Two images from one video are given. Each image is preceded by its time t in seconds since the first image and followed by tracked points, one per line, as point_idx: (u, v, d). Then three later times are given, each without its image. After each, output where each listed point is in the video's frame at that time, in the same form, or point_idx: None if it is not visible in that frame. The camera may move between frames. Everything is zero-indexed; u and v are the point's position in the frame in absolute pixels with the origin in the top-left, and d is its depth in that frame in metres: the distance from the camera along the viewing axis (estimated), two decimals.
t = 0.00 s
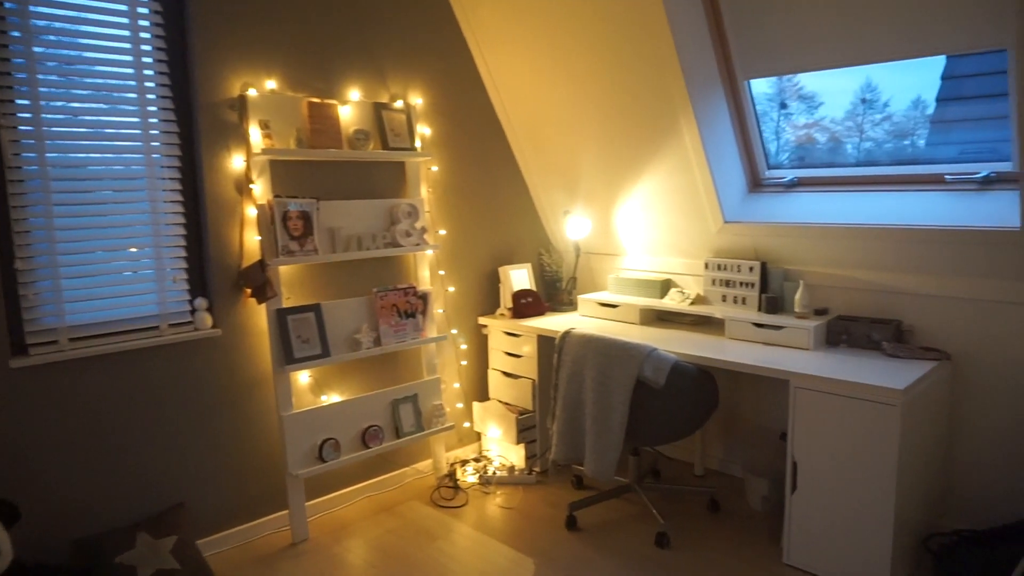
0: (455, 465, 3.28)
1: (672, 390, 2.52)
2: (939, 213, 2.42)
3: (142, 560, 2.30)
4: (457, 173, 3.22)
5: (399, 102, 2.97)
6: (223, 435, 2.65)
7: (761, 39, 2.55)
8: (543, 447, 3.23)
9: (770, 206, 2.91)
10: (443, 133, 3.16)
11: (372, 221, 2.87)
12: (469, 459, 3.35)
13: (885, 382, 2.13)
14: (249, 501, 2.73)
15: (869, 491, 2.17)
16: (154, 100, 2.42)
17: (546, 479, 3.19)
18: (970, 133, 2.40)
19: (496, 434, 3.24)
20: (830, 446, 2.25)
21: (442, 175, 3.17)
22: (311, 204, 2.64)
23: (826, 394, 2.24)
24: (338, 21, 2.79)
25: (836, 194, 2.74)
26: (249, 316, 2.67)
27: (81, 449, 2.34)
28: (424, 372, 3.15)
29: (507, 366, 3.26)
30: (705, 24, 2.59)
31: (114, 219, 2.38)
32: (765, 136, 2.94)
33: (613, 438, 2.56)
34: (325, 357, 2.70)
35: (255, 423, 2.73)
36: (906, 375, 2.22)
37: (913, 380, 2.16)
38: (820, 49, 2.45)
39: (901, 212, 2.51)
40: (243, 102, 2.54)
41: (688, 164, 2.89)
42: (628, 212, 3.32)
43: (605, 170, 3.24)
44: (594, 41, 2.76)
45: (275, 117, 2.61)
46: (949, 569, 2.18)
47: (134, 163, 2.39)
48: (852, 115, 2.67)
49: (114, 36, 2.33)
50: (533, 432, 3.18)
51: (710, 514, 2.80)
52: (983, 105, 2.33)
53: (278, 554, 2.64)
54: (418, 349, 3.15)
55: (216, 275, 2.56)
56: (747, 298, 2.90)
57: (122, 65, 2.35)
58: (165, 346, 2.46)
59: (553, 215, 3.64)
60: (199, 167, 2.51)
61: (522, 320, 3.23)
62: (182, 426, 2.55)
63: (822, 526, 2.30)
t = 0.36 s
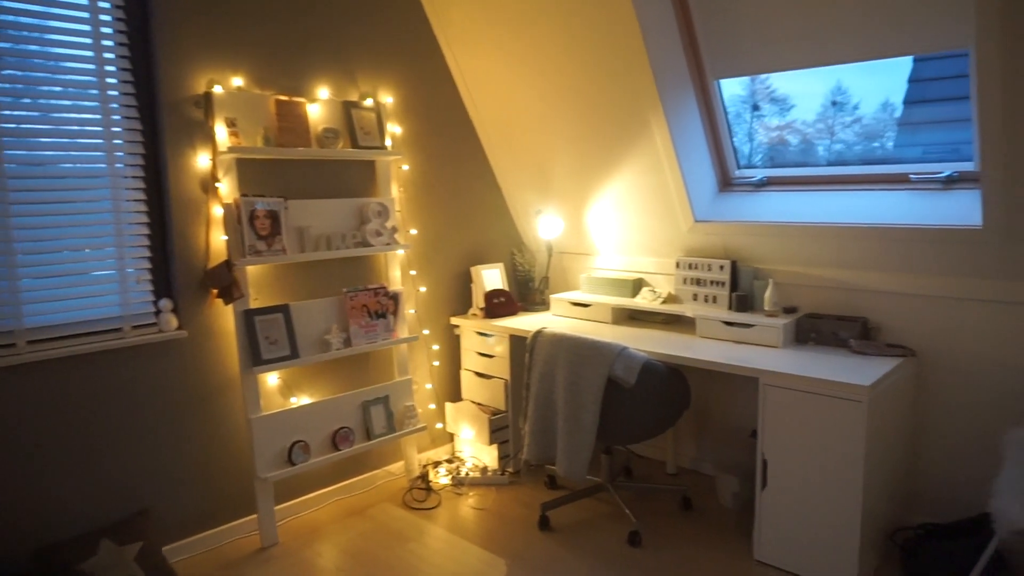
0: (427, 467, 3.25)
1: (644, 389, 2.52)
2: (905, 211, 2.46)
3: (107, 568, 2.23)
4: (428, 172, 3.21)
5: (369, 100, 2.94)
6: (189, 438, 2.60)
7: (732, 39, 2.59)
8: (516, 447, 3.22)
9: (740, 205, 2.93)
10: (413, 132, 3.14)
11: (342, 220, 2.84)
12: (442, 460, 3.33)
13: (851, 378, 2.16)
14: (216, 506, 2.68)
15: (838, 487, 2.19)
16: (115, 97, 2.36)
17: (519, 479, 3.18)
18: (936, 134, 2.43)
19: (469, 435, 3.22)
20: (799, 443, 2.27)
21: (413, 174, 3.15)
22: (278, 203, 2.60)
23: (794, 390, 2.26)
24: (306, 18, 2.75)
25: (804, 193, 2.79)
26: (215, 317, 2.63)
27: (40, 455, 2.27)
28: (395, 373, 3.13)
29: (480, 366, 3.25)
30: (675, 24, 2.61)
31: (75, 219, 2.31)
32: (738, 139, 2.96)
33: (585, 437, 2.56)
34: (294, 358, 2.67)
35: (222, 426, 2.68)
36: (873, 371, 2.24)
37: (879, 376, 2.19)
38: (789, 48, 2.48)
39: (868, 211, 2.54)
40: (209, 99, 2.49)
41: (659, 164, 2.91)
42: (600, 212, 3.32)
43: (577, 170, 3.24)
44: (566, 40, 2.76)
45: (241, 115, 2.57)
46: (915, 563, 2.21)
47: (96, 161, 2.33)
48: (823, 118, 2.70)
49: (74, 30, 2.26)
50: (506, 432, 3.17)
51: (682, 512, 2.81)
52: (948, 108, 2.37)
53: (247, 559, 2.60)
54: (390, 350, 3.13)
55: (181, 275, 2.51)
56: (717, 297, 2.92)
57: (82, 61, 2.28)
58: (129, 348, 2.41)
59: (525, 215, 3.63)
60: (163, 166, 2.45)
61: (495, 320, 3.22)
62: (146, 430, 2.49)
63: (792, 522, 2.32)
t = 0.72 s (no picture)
0: (399, 469, 3.23)
1: (616, 388, 2.53)
2: (870, 210, 2.49)
3: None
4: (397, 172, 3.18)
5: (337, 99, 2.91)
6: (153, 444, 2.54)
7: (702, 37, 2.62)
8: (488, 448, 3.20)
9: (709, 205, 2.96)
10: (383, 131, 3.12)
11: (310, 220, 2.81)
12: (414, 462, 3.31)
13: (819, 375, 2.18)
14: (182, 512, 2.63)
15: (806, 482, 2.21)
16: (74, 94, 2.30)
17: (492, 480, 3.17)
18: (900, 135, 2.48)
19: (441, 437, 3.21)
20: (768, 440, 2.29)
21: (383, 174, 3.12)
22: (245, 203, 2.56)
23: (763, 388, 2.28)
24: (272, 15, 2.71)
25: (772, 192, 2.82)
26: (180, 320, 2.57)
27: None
28: (366, 375, 3.09)
29: (451, 367, 3.23)
30: (643, 24, 2.63)
31: (32, 219, 2.24)
32: (708, 140, 2.98)
33: (557, 437, 2.55)
34: (261, 361, 2.62)
35: (188, 430, 2.62)
36: (839, 368, 2.27)
37: (846, 372, 2.22)
38: (758, 47, 2.51)
39: (834, 210, 2.58)
40: (172, 96, 2.43)
41: (629, 164, 2.92)
42: (571, 212, 3.33)
43: (548, 169, 3.24)
44: (536, 39, 2.75)
45: (206, 112, 2.51)
46: (882, 557, 2.24)
47: (54, 160, 2.27)
48: (792, 120, 2.73)
49: (30, 25, 2.20)
50: (478, 433, 3.16)
51: (654, 510, 2.82)
52: (912, 109, 2.42)
53: (214, 566, 2.54)
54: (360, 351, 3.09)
55: (144, 277, 2.45)
56: (688, 296, 2.95)
57: (39, 56, 2.22)
58: (90, 352, 2.34)
59: (496, 215, 3.62)
60: (125, 165, 2.39)
61: (466, 320, 3.20)
62: (108, 436, 2.42)
63: (761, 518, 2.34)
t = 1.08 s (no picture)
0: (367, 474, 3.18)
1: (586, 388, 2.52)
2: (836, 210, 2.52)
3: None
4: (364, 171, 3.13)
5: (302, 97, 2.85)
6: (111, 452, 2.45)
7: (670, 38, 2.63)
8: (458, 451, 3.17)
9: (678, 204, 2.97)
10: (350, 130, 3.07)
11: (274, 221, 2.74)
12: (383, 466, 3.26)
13: (787, 374, 2.19)
14: (142, 522, 2.54)
15: (776, 480, 2.22)
16: (25, 90, 2.20)
17: (462, 483, 3.13)
18: (865, 136, 2.51)
19: (410, 440, 3.17)
20: (738, 439, 2.29)
21: (349, 174, 3.07)
22: (206, 203, 2.49)
23: (732, 387, 2.28)
24: (234, 10, 2.65)
25: (740, 192, 2.84)
26: (139, 323, 2.49)
27: None
28: (333, 378, 3.04)
29: (421, 370, 3.19)
30: (612, 24, 2.63)
31: None
32: (676, 142, 3.00)
33: (528, 439, 2.53)
34: (224, 365, 2.55)
35: (148, 437, 2.54)
36: (807, 366, 2.29)
37: (813, 371, 2.24)
38: (727, 47, 2.53)
39: (801, 209, 2.60)
40: (129, 93, 2.36)
41: (599, 165, 2.92)
42: (541, 212, 3.31)
43: (518, 169, 3.21)
44: (504, 38, 2.73)
45: (164, 110, 2.44)
46: (849, 552, 2.27)
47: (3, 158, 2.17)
48: (757, 122, 2.76)
49: None
50: (448, 436, 3.12)
51: (625, 511, 2.81)
52: (876, 111, 2.45)
53: None
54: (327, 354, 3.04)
55: (100, 279, 2.37)
56: (658, 296, 2.95)
57: None
58: (43, 358, 2.25)
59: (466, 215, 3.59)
60: (79, 163, 2.30)
61: (436, 322, 3.17)
62: (63, 445, 2.33)
63: (732, 516, 2.34)
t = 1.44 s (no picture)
0: (336, 479, 3.09)
1: (560, 390, 2.47)
2: (808, 208, 2.51)
3: None
4: (332, 169, 3.05)
5: (266, 91, 2.76)
6: (64, 462, 2.34)
7: (643, 34, 2.61)
8: (430, 455, 3.10)
9: (652, 202, 2.94)
10: (316, 126, 2.98)
11: (238, 219, 2.65)
12: (353, 471, 3.18)
13: (762, 374, 2.17)
14: (98, 535, 2.43)
15: (752, 482, 2.20)
16: None
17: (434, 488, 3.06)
18: (836, 135, 2.50)
19: (381, 444, 3.08)
20: (714, 440, 2.26)
21: (316, 171, 2.98)
22: (165, 201, 2.38)
23: (708, 387, 2.25)
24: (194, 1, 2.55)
25: (714, 190, 2.82)
26: (94, 327, 2.37)
27: None
28: (300, 382, 2.95)
29: (391, 372, 3.12)
30: (585, 20, 2.59)
31: None
32: (649, 140, 2.97)
33: (501, 442, 2.47)
34: (185, 369, 2.46)
35: (104, 446, 2.43)
36: (782, 366, 2.27)
37: (789, 371, 2.22)
38: (700, 43, 2.50)
39: (775, 208, 2.59)
40: (81, 84, 2.24)
41: (572, 163, 2.87)
42: (513, 210, 3.26)
43: (490, 167, 3.16)
44: (475, 32, 2.66)
45: (120, 103, 2.33)
46: (825, 553, 2.25)
47: None
48: (728, 123, 2.74)
49: None
50: (419, 440, 3.05)
51: (600, 514, 2.77)
52: (848, 110, 2.44)
53: None
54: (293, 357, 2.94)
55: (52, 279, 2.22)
56: (632, 295, 2.91)
57: None
58: None
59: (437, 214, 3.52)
60: (27, 157, 2.17)
61: (406, 323, 3.09)
62: (12, 455, 2.21)
63: (708, 518, 2.31)
